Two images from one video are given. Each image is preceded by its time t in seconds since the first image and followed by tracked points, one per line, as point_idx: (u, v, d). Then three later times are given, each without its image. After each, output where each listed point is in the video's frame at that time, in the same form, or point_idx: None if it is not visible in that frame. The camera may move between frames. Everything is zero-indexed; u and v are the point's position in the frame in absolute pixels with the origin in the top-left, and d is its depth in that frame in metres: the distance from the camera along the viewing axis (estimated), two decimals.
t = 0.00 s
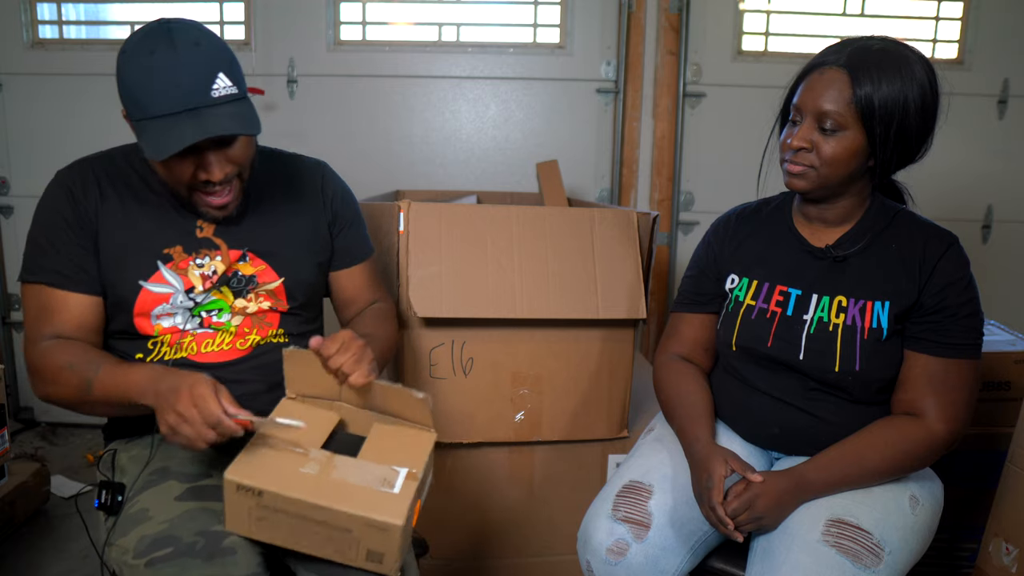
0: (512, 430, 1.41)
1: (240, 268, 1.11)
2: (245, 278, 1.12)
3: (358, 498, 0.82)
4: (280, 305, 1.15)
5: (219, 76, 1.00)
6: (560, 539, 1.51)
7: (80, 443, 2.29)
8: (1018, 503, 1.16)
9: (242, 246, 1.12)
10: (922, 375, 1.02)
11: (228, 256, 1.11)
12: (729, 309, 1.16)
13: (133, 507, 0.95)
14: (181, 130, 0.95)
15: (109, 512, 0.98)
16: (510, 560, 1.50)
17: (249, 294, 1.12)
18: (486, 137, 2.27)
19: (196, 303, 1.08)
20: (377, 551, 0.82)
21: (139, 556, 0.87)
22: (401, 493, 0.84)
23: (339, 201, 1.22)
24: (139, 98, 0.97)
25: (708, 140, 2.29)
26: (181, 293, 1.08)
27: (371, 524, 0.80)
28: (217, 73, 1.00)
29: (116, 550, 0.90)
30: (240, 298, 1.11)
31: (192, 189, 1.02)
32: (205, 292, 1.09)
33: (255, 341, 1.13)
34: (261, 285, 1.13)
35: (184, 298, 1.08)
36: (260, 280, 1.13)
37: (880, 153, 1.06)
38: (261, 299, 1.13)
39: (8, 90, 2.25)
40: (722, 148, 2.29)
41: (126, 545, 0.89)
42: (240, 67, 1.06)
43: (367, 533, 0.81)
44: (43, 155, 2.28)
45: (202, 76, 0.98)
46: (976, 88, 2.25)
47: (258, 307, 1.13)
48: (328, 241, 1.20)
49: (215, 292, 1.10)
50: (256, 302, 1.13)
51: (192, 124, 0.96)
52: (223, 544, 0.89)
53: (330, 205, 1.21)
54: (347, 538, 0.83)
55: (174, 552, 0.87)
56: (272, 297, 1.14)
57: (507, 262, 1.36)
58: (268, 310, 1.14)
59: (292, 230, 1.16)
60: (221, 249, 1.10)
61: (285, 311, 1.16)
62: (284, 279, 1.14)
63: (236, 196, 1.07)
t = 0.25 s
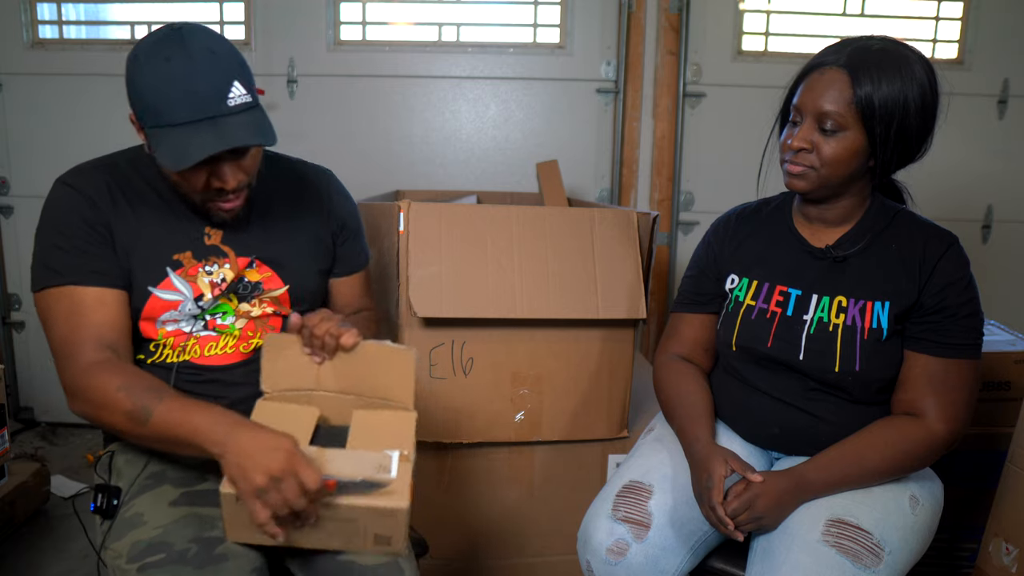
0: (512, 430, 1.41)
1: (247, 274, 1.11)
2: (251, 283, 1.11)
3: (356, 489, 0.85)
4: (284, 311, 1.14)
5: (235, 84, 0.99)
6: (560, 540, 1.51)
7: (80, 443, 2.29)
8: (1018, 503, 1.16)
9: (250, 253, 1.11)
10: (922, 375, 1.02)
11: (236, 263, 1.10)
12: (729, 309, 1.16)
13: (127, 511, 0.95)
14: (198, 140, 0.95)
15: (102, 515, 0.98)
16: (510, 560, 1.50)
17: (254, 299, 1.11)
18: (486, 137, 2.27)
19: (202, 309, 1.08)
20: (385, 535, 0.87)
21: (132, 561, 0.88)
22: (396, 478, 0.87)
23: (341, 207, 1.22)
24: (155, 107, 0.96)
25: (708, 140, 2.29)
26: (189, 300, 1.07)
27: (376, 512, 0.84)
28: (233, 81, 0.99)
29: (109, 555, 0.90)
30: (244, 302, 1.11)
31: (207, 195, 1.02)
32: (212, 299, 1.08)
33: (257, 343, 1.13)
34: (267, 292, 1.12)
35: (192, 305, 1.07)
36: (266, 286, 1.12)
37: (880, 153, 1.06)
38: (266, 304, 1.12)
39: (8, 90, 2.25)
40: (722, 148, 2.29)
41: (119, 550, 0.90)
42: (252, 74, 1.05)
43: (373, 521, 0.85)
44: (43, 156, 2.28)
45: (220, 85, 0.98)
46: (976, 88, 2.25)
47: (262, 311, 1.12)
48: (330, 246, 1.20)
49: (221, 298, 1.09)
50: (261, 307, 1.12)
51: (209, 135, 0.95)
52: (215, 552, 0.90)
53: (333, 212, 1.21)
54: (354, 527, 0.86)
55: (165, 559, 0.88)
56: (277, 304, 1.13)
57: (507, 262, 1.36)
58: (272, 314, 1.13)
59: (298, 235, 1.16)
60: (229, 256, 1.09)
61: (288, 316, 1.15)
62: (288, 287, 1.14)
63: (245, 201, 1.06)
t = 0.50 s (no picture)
0: (512, 430, 1.41)
1: (251, 275, 1.11)
2: (255, 283, 1.11)
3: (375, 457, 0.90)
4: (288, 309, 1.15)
5: (251, 99, 1.00)
6: (560, 539, 1.51)
7: (81, 443, 2.29)
8: (1018, 503, 1.16)
9: (255, 254, 1.11)
10: (922, 375, 1.02)
11: (241, 264, 1.10)
12: (729, 309, 1.16)
13: (131, 510, 0.95)
14: (226, 159, 0.97)
15: (104, 514, 0.98)
16: (510, 560, 1.50)
17: (259, 299, 1.12)
18: (486, 137, 2.27)
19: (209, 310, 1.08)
20: (402, 501, 0.91)
21: (135, 561, 0.88)
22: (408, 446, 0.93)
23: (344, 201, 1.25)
24: (176, 123, 0.96)
25: (708, 139, 2.29)
26: (195, 302, 1.07)
27: (396, 475, 0.88)
28: (252, 97, 1.00)
29: (110, 554, 0.90)
30: (249, 302, 1.11)
31: (217, 205, 1.02)
32: (218, 300, 1.08)
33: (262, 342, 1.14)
34: (271, 291, 1.13)
35: (198, 306, 1.07)
36: (270, 286, 1.13)
37: (880, 153, 1.06)
38: (270, 304, 1.13)
39: (8, 90, 2.25)
40: (722, 149, 2.29)
41: (121, 548, 0.90)
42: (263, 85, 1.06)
43: (390, 487, 0.89)
44: (43, 155, 2.28)
45: (238, 101, 0.98)
46: (976, 88, 2.25)
47: (267, 310, 1.13)
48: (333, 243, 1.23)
49: (227, 299, 1.09)
50: (265, 306, 1.13)
51: (235, 154, 0.97)
52: (217, 552, 0.90)
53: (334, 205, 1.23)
54: (372, 497, 0.90)
55: (169, 558, 0.88)
56: (281, 303, 1.14)
57: (507, 262, 1.36)
58: (276, 312, 1.14)
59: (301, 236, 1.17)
60: (233, 257, 1.09)
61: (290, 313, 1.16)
62: (293, 284, 1.14)
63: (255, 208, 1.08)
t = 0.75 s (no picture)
0: (512, 430, 1.41)
1: (243, 260, 1.11)
2: (246, 268, 1.11)
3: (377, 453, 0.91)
4: (286, 293, 1.14)
5: (247, 87, 1.01)
6: (560, 539, 1.51)
7: (81, 442, 2.29)
8: (1018, 503, 1.16)
9: (244, 238, 1.12)
10: (922, 375, 1.02)
11: (233, 250, 1.10)
12: (730, 309, 1.16)
13: (133, 509, 0.95)
14: (216, 142, 0.97)
15: (108, 512, 0.98)
16: (510, 560, 1.50)
17: (254, 285, 1.12)
18: (486, 137, 2.27)
19: (207, 300, 1.08)
20: (403, 500, 0.91)
21: (134, 559, 0.88)
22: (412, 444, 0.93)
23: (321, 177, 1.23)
24: (171, 107, 0.97)
25: (708, 139, 2.29)
26: (193, 291, 1.07)
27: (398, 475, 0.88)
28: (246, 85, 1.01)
29: (111, 553, 0.91)
30: (246, 291, 1.11)
31: (211, 190, 1.03)
32: (214, 289, 1.08)
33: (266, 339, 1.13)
34: (262, 272, 1.12)
35: (196, 295, 1.07)
36: (260, 268, 1.12)
37: (879, 152, 1.06)
38: (267, 288, 1.13)
39: (8, 90, 2.25)
40: (722, 148, 2.29)
41: (122, 547, 0.90)
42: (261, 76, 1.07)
43: (393, 486, 0.89)
44: (43, 155, 2.28)
45: (232, 88, 0.99)
46: (975, 88, 2.25)
47: (265, 298, 1.12)
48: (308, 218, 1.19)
49: (223, 288, 1.09)
50: (263, 293, 1.12)
51: (225, 137, 0.98)
52: (218, 553, 0.90)
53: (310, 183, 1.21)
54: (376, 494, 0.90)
55: (167, 559, 0.88)
56: (276, 284, 1.13)
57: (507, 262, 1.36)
58: (275, 300, 1.13)
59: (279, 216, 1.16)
60: (227, 245, 1.10)
61: (291, 299, 1.16)
62: (282, 261, 1.14)
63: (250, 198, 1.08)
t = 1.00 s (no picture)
0: (512, 430, 1.41)
1: (224, 250, 1.11)
2: (228, 258, 1.11)
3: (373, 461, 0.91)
4: (271, 273, 1.14)
5: (219, 79, 1.00)
6: (560, 540, 1.51)
7: (81, 443, 2.29)
8: (1017, 503, 1.16)
9: (220, 229, 1.12)
10: (922, 375, 1.02)
11: (214, 242, 1.11)
12: (730, 309, 1.16)
13: (124, 513, 0.95)
14: (186, 131, 0.96)
15: (101, 515, 0.98)
16: (509, 560, 1.50)
17: (239, 273, 1.12)
18: (486, 137, 2.27)
19: (194, 297, 1.08)
20: (400, 508, 0.92)
21: (127, 563, 0.88)
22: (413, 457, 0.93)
23: (280, 153, 1.21)
24: (141, 99, 0.97)
25: (708, 139, 2.29)
26: (179, 288, 1.08)
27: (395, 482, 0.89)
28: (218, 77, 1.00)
29: (105, 557, 0.91)
30: (232, 282, 1.11)
31: (184, 183, 1.02)
32: (200, 284, 1.09)
33: (257, 330, 1.12)
34: (245, 258, 1.12)
35: (182, 293, 1.08)
36: (242, 254, 1.12)
37: (879, 153, 1.06)
38: (253, 274, 1.12)
39: (7, 90, 2.25)
40: (722, 148, 2.29)
41: (115, 552, 0.90)
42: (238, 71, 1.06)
43: (391, 492, 0.90)
44: (43, 155, 2.28)
45: (204, 79, 0.98)
46: (975, 88, 2.25)
47: (252, 286, 1.12)
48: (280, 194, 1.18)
49: (209, 282, 1.09)
50: (249, 279, 1.12)
51: (195, 126, 0.97)
52: (210, 555, 0.90)
53: (273, 161, 1.20)
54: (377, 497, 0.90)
55: (161, 561, 0.88)
56: (260, 266, 1.13)
57: (506, 262, 1.36)
58: (262, 285, 1.13)
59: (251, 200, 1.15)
60: (208, 238, 1.10)
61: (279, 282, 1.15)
62: (262, 245, 1.14)
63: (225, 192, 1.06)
